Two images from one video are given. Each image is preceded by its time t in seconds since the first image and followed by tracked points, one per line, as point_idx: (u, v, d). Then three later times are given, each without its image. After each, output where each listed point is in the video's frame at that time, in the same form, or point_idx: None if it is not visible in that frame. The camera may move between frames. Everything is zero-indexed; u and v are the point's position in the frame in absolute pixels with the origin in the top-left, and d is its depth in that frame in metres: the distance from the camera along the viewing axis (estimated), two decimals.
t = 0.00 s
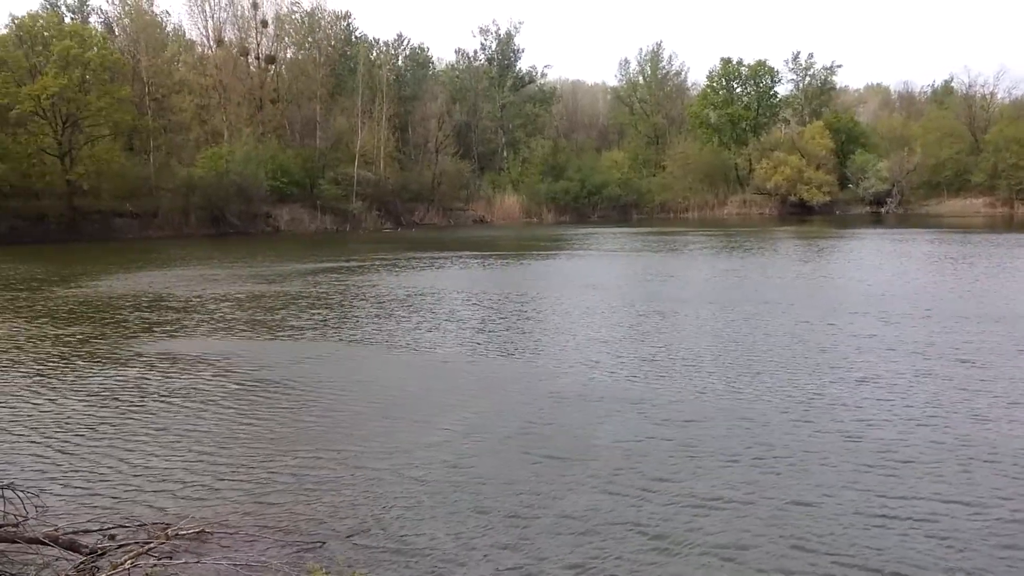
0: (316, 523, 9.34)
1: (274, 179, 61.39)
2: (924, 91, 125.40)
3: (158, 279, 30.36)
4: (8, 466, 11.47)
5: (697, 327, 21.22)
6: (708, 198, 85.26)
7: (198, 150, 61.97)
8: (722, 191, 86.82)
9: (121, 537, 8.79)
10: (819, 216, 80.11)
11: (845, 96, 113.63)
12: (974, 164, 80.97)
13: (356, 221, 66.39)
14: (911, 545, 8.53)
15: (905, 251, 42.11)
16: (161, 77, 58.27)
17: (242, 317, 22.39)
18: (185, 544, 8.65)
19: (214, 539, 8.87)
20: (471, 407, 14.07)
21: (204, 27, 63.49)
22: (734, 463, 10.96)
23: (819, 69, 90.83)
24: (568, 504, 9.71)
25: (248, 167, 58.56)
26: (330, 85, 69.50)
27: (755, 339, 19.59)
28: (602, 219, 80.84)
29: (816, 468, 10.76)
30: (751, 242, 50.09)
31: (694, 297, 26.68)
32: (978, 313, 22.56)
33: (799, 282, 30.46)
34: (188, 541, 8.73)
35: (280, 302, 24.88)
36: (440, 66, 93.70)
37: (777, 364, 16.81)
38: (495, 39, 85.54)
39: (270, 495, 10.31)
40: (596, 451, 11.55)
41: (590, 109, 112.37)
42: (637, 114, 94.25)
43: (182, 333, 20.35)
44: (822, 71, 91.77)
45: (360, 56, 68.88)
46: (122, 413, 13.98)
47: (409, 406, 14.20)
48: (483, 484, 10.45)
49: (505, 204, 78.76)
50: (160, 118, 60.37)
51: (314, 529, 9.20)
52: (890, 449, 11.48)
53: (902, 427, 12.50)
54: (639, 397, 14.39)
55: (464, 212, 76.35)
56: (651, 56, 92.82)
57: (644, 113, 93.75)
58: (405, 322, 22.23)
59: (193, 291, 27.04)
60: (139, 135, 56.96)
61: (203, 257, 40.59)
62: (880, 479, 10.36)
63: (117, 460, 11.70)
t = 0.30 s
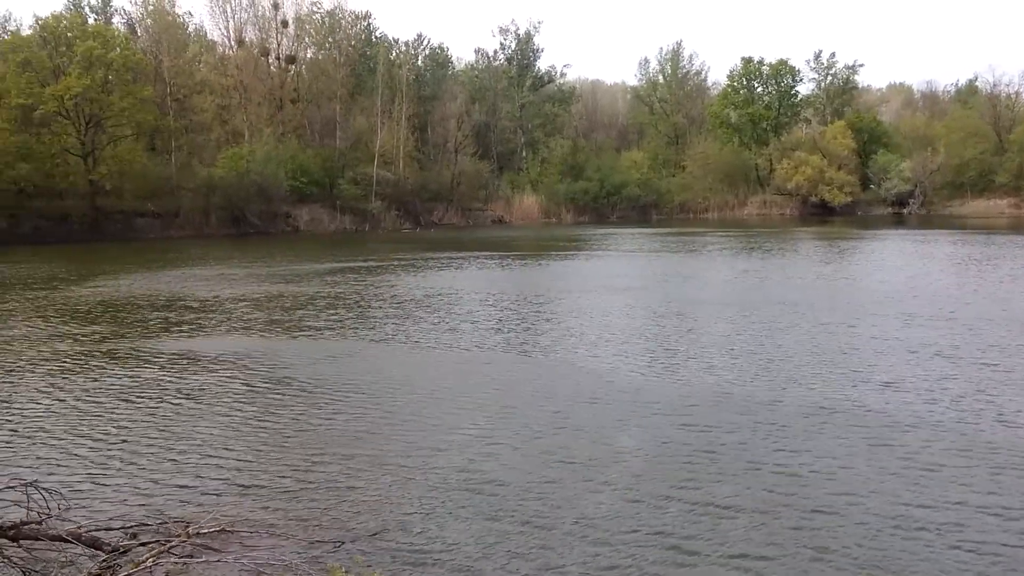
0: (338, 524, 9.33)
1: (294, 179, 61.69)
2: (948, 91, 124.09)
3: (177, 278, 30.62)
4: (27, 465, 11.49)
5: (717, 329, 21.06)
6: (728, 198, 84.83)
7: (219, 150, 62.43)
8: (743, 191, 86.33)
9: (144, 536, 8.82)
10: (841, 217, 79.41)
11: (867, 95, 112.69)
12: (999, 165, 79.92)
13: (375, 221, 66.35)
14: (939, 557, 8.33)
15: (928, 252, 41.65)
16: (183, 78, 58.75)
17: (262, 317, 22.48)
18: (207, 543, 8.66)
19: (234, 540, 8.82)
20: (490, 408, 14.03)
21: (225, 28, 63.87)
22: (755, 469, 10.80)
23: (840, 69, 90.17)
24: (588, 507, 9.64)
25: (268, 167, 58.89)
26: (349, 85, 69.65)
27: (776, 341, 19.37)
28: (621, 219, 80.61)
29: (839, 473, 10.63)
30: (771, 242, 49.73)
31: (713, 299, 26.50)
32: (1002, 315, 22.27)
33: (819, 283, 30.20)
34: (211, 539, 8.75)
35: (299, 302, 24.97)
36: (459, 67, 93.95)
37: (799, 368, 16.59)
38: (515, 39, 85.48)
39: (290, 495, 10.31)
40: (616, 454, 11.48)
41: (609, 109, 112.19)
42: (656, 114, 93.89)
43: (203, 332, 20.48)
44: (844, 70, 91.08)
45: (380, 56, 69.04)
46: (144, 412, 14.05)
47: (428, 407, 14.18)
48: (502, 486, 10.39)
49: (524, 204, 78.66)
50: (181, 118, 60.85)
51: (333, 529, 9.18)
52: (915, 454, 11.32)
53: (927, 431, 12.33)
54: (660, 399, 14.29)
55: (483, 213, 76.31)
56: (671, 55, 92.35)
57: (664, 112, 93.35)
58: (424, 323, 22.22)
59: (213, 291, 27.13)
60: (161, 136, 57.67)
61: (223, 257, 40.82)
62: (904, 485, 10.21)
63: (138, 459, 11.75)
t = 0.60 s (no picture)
0: (356, 524, 9.37)
1: (313, 179, 62.07)
2: (974, 90, 122.75)
3: (196, 277, 31.07)
4: (49, 463, 11.62)
5: (736, 331, 20.98)
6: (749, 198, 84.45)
7: (240, 150, 62.95)
8: (763, 191, 85.85)
9: (164, 533, 8.90)
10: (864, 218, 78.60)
11: (890, 95, 111.67)
12: None
13: (393, 221, 66.17)
14: (962, 566, 8.22)
15: (950, 253, 41.25)
16: (203, 79, 59.31)
17: (281, 317, 22.62)
18: (226, 541, 8.73)
19: (256, 537, 8.90)
20: (508, 409, 14.04)
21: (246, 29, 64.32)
22: (773, 474, 10.73)
23: (863, 68, 89.58)
24: (607, 510, 9.62)
25: (288, 167, 59.25)
26: (369, 86, 69.87)
27: (797, 343, 19.27)
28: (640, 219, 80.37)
29: (860, 479, 10.54)
30: (793, 243, 49.51)
31: (731, 300, 26.41)
32: None
33: (839, 284, 29.99)
34: (230, 537, 8.81)
35: (318, 302, 25.11)
36: (479, 67, 94.22)
37: (819, 371, 16.47)
38: (534, 39, 85.43)
39: (309, 494, 10.38)
40: (635, 457, 11.44)
41: (629, 109, 112.02)
42: (676, 114, 93.56)
43: (222, 331, 20.69)
44: (866, 69, 90.37)
45: (399, 57, 69.19)
46: (163, 410, 14.18)
47: (447, 408, 14.22)
48: (521, 488, 10.39)
49: (543, 204, 78.63)
50: (202, 118, 61.41)
51: (351, 529, 9.22)
52: (937, 460, 11.20)
53: (950, 437, 12.19)
54: (679, 402, 14.24)
55: (502, 213, 76.33)
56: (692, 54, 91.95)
57: (684, 112, 92.96)
58: (442, 323, 22.28)
59: (234, 291, 27.34)
60: (182, 137, 58.54)
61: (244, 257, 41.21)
62: (926, 492, 10.11)
63: (158, 457, 11.86)
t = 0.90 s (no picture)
0: (374, 523, 9.37)
1: (333, 179, 62.30)
2: (999, 90, 121.36)
3: (215, 277, 31.28)
4: (69, 461, 11.67)
5: (757, 332, 20.80)
6: (769, 199, 84.03)
7: (260, 150, 63.33)
8: (784, 192, 85.22)
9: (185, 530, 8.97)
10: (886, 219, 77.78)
11: (913, 95, 110.62)
12: None
13: (412, 222, 66.18)
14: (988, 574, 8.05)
15: (973, 254, 40.78)
16: (224, 80, 59.70)
17: (300, 316, 22.71)
18: (247, 538, 8.80)
19: (275, 536, 8.91)
20: (527, 410, 14.00)
21: (267, 30, 64.68)
22: (794, 478, 10.59)
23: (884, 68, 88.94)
24: (626, 513, 9.54)
25: (309, 167, 59.56)
26: (388, 86, 69.96)
27: (817, 345, 19.11)
28: (660, 220, 80.03)
29: (884, 484, 10.38)
30: (814, 243, 49.17)
31: (751, 301, 26.22)
32: None
33: (860, 285, 29.72)
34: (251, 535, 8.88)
35: (337, 302, 25.19)
36: (497, 67, 94.29)
37: (841, 373, 16.30)
38: (553, 39, 85.36)
39: (328, 493, 10.41)
40: (653, 459, 11.37)
41: (648, 109, 111.72)
42: (696, 114, 93.11)
43: (241, 330, 20.82)
44: (889, 69, 89.63)
45: (418, 58, 69.33)
46: (184, 409, 14.26)
47: (465, 408, 14.19)
48: (539, 489, 10.35)
49: (562, 204, 78.45)
50: (223, 119, 61.87)
51: (369, 528, 9.24)
52: (962, 465, 11.02)
53: (975, 441, 12.02)
54: (699, 405, 14.13)
55: (521, 213, 76.22)
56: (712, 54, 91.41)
57: (704, 112, 92.48)
58: (461, 323, 22.30)
59: (252, 290, 27.46)
60: (204, 137, 59.10)
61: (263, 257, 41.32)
62: (951, 497, 9.95)
63: (177, 455, 11.93)
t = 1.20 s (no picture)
0: (394, 523, 9.49)
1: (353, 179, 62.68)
2: None
3: (237, 276, 31.67)
4: (93, 458, 11.90)
5: (776, 334, 20.82)
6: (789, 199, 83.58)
7: (281, 151, 63.88)
8: (804, 191, 84.68)
9: (208, 528, 9.14)
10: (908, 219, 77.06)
11: (937, 94, 109.73)
12: None
13: (431, 221, 66.36)
14: None
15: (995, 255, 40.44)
16: (245, 80, 60.20)
17: (322, 316, 22.93)
18: (268, 537, 8.96)
19: (295, 537, 9.08)
20: (547, 412, 14.07)
21: (288, 31, 65.14)
22: (814, 483, 10.57)
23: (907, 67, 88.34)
24: (645, 517, 9.58)
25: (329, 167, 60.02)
26: (408, 87, 70.29)
27: (838, 347, 19.08)
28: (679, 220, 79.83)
29: (907, 490, 10.34)
30: (835, 244, 48.77)
31: (771, 302, 26.19)
32: None
33: (880, 287, 29.59)
34: (271, 534, 9.05)
35: (357, 302, 25.42)
36: (517, 67, 94.61)
37: (862, 376, 16.22)
38: (572, 39, 85.38)
39: (349, 493, 10.54)
40: (673, 463, 11.39)
41: (668, 109, 111.59)
42: (716, 114, 92.89)
43: (264, 330, 21.08)
44: (912, 68, 89.05)
45: (438, 58, 69.56)
46: (208, 408, 14.48)
47: (485, 409, 14.28)
48: (559, 492, 10.40)
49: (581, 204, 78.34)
50: (245, 119, 62.53)
51: (389, 528, 9.35)
52: (987, 471, 10.94)
53: (998, 447, 11.93)
54: (719, 408, 14.13)
55: (539, 213, 76.32)
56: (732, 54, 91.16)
57: (724, 112, 92.20)
58: (481, 324, 22.45)
59: (273, 290, 27.74)
60: (226, 137, 59.77)
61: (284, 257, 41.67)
62: (974, 504, 9.89)
63: (202, 453, 12.13)
